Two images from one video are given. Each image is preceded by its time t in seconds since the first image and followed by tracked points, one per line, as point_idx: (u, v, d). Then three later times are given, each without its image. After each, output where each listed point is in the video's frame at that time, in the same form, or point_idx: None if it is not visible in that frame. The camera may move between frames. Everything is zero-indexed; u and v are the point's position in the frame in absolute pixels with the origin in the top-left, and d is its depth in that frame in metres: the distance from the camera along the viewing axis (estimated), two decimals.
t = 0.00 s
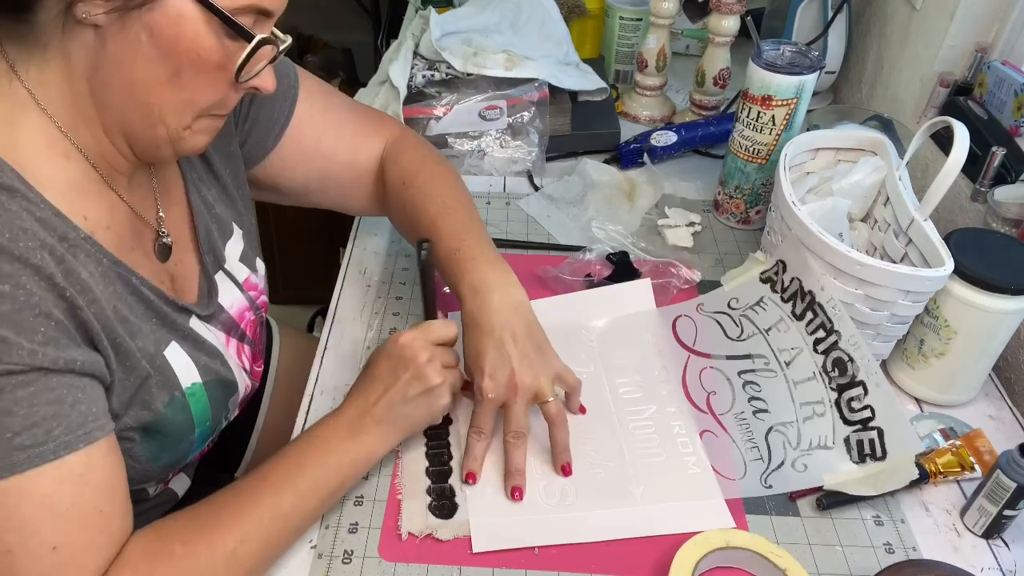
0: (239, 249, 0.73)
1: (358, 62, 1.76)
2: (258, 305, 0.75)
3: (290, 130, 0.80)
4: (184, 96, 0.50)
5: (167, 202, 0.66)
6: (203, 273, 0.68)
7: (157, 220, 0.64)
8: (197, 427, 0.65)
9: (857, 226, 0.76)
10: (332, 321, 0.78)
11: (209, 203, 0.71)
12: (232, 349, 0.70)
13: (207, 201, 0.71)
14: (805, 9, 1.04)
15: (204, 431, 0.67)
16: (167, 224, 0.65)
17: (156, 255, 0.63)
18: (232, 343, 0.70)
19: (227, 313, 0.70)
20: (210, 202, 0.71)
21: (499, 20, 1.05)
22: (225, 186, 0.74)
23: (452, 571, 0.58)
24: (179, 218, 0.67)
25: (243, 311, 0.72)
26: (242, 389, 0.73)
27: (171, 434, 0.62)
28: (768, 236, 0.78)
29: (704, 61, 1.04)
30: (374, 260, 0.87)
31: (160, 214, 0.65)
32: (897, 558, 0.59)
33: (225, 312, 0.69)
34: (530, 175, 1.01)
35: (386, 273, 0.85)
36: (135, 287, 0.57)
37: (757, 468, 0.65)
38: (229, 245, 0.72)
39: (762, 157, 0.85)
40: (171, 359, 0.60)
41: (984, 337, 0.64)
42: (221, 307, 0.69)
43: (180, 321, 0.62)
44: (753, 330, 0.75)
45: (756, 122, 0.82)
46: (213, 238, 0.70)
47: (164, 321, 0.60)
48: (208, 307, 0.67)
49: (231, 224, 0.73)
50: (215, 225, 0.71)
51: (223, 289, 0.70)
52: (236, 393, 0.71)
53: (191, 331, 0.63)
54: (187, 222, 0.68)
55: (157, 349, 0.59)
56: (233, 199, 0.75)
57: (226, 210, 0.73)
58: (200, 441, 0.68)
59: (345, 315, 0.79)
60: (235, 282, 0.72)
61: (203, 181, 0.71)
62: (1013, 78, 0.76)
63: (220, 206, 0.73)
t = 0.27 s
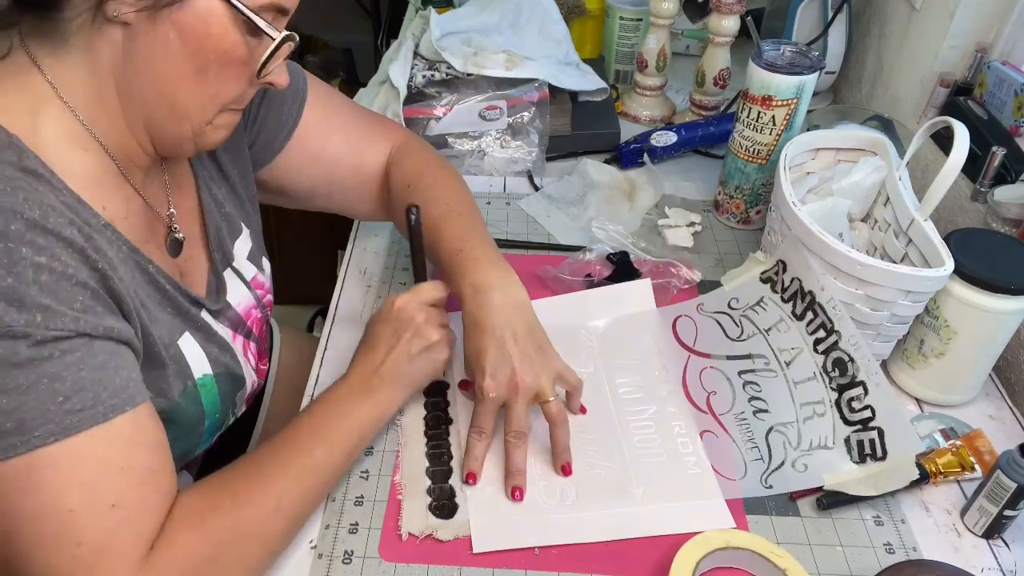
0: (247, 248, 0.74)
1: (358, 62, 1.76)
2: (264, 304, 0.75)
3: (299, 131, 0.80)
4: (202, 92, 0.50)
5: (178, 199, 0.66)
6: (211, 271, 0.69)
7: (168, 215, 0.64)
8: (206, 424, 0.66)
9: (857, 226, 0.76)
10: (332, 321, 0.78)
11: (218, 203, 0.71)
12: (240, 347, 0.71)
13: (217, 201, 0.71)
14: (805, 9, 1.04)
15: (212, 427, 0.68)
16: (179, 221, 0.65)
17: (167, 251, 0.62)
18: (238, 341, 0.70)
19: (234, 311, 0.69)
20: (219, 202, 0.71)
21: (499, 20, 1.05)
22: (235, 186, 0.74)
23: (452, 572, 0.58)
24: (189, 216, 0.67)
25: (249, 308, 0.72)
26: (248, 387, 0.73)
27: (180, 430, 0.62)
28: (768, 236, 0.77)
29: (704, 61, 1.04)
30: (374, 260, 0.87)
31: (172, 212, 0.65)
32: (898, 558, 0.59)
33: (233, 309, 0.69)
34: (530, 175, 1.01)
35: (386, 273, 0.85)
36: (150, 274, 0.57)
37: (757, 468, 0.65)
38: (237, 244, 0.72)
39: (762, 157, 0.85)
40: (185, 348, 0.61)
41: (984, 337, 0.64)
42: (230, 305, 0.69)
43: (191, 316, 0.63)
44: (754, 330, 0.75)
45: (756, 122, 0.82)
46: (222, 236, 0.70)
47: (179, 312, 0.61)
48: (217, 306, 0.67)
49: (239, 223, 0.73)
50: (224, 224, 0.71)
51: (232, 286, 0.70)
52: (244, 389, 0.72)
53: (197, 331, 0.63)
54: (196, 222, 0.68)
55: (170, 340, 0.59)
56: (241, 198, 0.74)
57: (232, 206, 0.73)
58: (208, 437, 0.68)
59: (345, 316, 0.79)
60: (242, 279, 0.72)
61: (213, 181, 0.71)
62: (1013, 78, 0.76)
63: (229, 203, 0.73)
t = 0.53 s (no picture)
0: (156, 276, 0.67)
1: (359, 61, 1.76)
2: (191, 330, 0.71)
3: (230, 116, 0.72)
4: None
5: (53, 230, 0.62)
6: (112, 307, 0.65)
7: (41, 257, 0.62)
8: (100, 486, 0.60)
9: (857, 226, 0.76)
10: (332, 321, 0.78)
11: (113, 228, 0.64)
12: (152, 390, 0.66)
13: (100, 215, 0.64)
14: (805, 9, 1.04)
15: (116, 485, 0.63)
16: (55, 259, 0.62)
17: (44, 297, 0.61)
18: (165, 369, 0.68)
19: (147, 347, 0.65)
20: (115, 226, 0.65)
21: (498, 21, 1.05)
22: (138, 201, 0.67)
23: (452, 572, 0.58)
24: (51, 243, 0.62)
25: (165, 343, 0.68)
26: (163, 428, 0.67)
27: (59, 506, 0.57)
28: (768, 236, 0.77)
29: (704, 61, 1.04)
30: (374, 260, 0.87)
31: (49, 249, 0.62)
32: (897, 558, 0.59)
33: (148, 345, 0.65)
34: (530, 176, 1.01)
35: (386, 273, 0.85)
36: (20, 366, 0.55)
37: (757, 469, 0.65)
38: (146, 276, 0.66)
39: (762, 158, 0.85)
40: (46, 430, 0.56)
41: (984, 337, 0.64)
42: (140, 342, 0.65)
43: (48, 370, 0.56)
44: (748, 326, 0.74)
45: (756, 122, 0.82)
46: (123, 269, 0.64)
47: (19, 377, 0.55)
48: (120, 342, 0.62)
49: (149, 243, 0.67)
50: (123, 252, 0.65)
51: (138, 322, 0.65)
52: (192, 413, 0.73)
53: (120, 360, 0.62)
54: (88, 257, 0.64)
55: (23, 421, 0.55)
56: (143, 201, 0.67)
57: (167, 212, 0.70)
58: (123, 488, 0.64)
59: (346, 316, 0.79)
60: (154, 313, 0.67)
61: (105, 203, 0.64)
62: (1013, 78, 0.76)
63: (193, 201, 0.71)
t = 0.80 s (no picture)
0: (36, 200, 0.66)
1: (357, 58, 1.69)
2: (88, 257, 0.68)
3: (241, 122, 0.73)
4: None
5: None
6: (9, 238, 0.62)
7: None
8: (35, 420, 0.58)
9: (857, 226, 0.76)
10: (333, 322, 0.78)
11: None
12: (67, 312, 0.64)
13: None
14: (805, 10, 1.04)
15: (53, 420, 0.60)
16: None
17: None
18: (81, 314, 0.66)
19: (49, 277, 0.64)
20: None
21: (499, 22, 1.05)
22: None
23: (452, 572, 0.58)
24: None
25: (65, 268, 0.65)
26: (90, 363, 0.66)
27: None
28: (768, 236, 0.77)
29: (704, 62, 1.04)
30: (374, 261, 0.87)
31: None
32: (897, 558, 0.59)
33: (45, 273, 0.63)
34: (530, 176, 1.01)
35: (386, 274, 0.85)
36: None
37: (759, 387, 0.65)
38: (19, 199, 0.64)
39: (762, 158, 0.85)
40: None
41: (984, 337, 0.64)
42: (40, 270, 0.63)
43: None
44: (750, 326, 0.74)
45: (756, 122, 0.82)
46: None
47: None
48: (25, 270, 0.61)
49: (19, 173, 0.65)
50: None
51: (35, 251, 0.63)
52: (123, 343, 0.74)
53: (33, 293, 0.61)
54: None
55: None
56: None
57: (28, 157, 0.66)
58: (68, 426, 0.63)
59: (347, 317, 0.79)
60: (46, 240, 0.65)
61: None
62: (1013, 78, 0.76)
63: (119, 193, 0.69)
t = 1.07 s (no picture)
0: (216, 278, 0.72)
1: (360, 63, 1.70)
2: (240, 334, 0.73)
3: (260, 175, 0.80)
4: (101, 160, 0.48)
5: (128, 238, 0.65)
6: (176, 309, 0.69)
7: (118, 266, 0.64)
8: (162, 478, 0.63)
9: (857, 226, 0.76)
10: (332, 322, 0.78)
11: (177, 233, 0.70)
12: (202, 388, 0.68)
13: (174, 229, 0.70)
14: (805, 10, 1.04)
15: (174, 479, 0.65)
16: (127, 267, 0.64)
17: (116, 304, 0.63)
18: (201, 379, 0.68)
19: (201, 346, 0.68)
20: (180, 233, 0.70)
21: (500, 22, 1.05)
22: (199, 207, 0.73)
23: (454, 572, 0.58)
24: (148, 261, 0.67)
25: (218, 344, 0.70)
26: (215, 425, 0.70)
27: (132, 493, 0.61)
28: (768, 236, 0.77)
29: (704, 62, 1.04)
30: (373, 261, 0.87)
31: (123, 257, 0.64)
32: (898, 558, 0.59)
33: (201, 345, 0.68)
34: (530, 176, 1.01)
35: (385, 274, 0.85)
36: (70, 345, 0.56)
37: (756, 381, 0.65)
38: (203, 277, 0.71)
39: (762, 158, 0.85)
40: (126, 423, 0.59)
41: (984, 337, 0.64)
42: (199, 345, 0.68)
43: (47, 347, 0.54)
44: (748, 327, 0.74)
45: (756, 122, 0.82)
46: (184, 272, 0.69)
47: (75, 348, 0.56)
48: (176, 339, 0.66)
49: (207, 253, 0.72)
50: (186, 258, 0.70)
51: (195, 321, 0.69)
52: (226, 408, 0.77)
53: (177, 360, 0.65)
54: (156, 261, 0.68)
55: (109, 414, 0.58)
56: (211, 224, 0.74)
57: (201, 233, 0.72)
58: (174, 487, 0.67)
59: (347, 317, 0.80)
60: (207, 315, 0.70)
61: (170, 209, 0.70)
62: (1012, 78, 0.76)
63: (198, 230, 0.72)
